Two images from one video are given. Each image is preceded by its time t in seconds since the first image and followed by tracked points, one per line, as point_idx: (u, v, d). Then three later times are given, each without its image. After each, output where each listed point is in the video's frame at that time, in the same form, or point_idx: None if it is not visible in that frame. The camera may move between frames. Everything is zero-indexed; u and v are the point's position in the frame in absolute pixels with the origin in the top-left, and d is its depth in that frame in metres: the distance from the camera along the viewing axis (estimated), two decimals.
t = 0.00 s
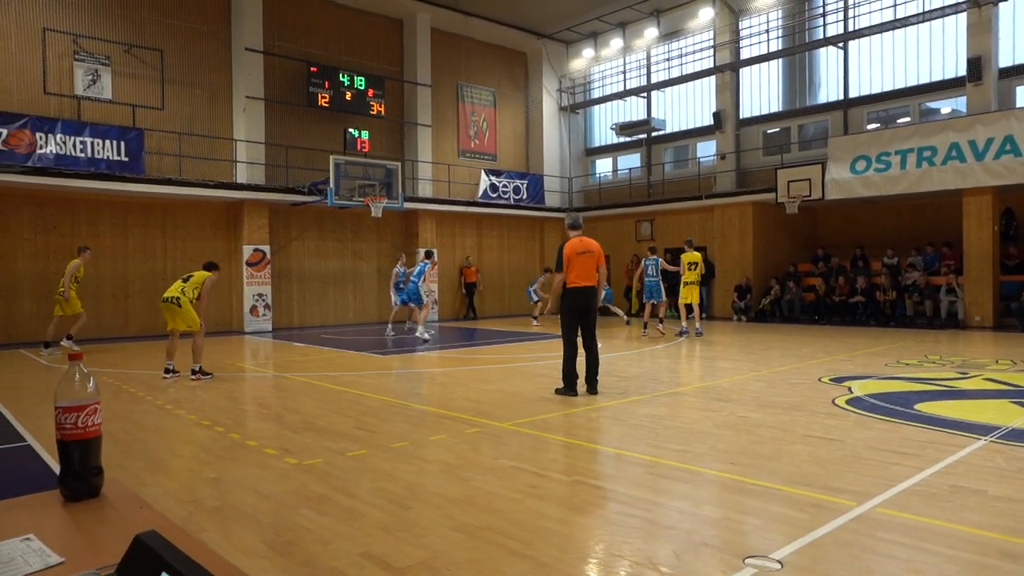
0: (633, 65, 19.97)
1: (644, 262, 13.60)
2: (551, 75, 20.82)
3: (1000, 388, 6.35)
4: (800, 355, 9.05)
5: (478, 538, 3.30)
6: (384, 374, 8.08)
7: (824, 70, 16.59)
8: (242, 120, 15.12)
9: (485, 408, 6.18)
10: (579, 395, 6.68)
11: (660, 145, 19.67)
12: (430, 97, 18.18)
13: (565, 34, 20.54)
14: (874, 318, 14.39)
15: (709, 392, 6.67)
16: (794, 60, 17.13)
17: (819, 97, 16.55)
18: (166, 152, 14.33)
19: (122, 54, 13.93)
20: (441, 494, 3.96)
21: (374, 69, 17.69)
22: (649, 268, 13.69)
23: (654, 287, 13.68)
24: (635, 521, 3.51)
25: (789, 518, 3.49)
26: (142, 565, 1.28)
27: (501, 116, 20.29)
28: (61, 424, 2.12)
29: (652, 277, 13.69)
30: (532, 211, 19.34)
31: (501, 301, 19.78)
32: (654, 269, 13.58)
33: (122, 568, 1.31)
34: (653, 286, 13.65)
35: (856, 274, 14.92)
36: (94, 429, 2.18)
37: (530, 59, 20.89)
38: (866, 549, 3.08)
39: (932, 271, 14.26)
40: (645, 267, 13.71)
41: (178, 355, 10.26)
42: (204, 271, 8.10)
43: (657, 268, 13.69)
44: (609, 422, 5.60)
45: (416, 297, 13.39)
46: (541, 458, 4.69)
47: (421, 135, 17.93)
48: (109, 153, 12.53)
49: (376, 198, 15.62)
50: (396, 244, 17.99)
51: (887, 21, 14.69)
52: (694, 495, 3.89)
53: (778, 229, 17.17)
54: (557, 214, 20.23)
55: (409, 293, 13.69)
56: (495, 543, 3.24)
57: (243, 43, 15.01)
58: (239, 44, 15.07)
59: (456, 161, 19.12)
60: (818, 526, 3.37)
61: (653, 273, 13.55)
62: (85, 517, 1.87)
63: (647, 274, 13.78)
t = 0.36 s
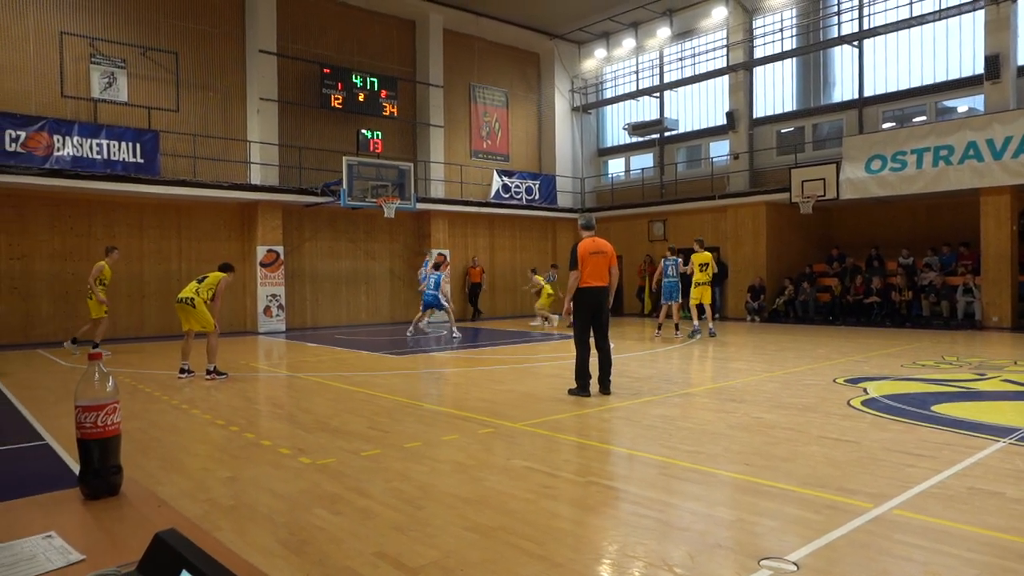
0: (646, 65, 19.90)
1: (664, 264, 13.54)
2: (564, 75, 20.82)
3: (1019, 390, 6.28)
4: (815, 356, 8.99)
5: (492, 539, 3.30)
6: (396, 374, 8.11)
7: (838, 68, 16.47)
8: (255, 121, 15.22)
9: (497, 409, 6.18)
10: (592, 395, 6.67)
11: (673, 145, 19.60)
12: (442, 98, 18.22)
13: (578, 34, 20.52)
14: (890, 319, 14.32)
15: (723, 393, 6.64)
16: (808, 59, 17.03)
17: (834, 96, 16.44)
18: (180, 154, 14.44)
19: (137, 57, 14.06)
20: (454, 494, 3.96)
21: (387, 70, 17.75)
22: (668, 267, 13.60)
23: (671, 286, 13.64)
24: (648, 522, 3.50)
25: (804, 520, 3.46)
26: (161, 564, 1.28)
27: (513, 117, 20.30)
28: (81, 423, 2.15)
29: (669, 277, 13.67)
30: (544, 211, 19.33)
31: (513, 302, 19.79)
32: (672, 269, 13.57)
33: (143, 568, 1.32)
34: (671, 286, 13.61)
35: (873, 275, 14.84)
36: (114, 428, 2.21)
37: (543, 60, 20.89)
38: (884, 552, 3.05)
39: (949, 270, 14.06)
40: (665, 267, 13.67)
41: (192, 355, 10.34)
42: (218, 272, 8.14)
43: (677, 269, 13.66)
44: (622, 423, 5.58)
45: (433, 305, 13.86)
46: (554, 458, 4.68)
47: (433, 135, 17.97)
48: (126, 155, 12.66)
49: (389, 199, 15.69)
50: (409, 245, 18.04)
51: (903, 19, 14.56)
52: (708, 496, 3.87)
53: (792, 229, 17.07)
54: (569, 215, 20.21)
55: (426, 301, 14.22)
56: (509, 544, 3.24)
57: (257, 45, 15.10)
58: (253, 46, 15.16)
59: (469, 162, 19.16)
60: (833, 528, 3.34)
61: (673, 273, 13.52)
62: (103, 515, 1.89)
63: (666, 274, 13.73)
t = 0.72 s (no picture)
0: (653, 64, 19.86)
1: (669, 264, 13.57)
2: (570, 76, 20.82)
3: None
4: (823, 356, 8.94)
5: (498, 539, 3.30)
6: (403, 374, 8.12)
7: (846, 67, 16.39)
8: (262, 122, 15.27)
9: (504, 409, 6.19)
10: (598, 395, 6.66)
11: (680, 144, 19.55)
12: (449, 99, 18.23)
13: (585, 34, 20.52)
14: (899, 319, 14.25)
15: (730, 393, 6.62)
16: (816, 58, 16.95)
17: (841, 95, 16.37)
18: (189, 155, 14.50)
19: (146, 58, 14.13)
20: (461, 495, 3.96)
21: (394, 71, 17.78)
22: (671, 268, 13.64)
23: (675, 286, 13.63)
24: (656, 523, 3.49)
25: (812, 521, 3.45)
26: (169, 565, 1.27)
27: (519, 117, 20.30)
28: (90, 423, 2.15)
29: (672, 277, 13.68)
30: (551, 211, 19.32)
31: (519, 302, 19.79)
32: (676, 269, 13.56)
33: (151, 568, 1.32)
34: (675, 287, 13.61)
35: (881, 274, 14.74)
36: (123, 428, 2.22)
37: (550, 60, 20.89)
38: (894, 554, 3.03)
39: (958, 270, 14.00)
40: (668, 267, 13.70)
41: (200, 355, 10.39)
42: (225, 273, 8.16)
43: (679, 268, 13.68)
44: (629, 423, 5.58)
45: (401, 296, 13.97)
46: (561, 458, 4.68)
47: (440, 135, 17.99)
48: (134, 155, 12.73)
49: (396, 199, 15.72)
50: (416, 245, 18.07)
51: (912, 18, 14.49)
52: (716, 497, 3.86)
53: (800, 229, 17.00)
54: (576, 215, 20.19)
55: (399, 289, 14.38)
56: (516, 544, 3.23)
57: (265, 46, 15.16)
58: (260, 47, 15.22)
59: (475, 162, 19.18)
60: (842, 529, 3.33)
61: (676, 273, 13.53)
62: (113, 516, 1.89)
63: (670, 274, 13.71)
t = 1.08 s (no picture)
0: (660, 65, 19.80)
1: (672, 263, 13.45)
2: (578, 76, 20.82)
3: None
4: (832, 357, 8.90)
5: (506, 541, 3.30)
6: (410, 375, 8.13)
7: (855, 67, 16.30)
8: (271, 123, 15.32)
9: (512, 410, 6.18)
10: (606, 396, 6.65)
11: (688, 145, 19.50)
12: (457, 100, 18.26)
13: (592, 34, 20.51)
14: (909, 319, 14.22)
15: (739, 394, 6.60)
16: (825, 58, 16.87)
17: (850, 95, 16.29)
18: (198, 156, 14.57)
19: (155, 60, 14.20)
20: (469, 496, 3.96)
21: (401, 72, 17.81)
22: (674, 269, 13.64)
23: (678, 287, 13.63)
24: (665, 524, 3.48)
25: (822, 523, 3.43)
26: (178, 566, 1.28)
27: (527, 118, 20.30)
28: (99, 424, 2.16)
29: (676, 277, 13.64)
30: (558, 212, 19.30)
31: (527, 303, 19.79)
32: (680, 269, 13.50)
33: (160, 569, 1.32)
34: (678, 286, 13.59)
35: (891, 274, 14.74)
36: (132, 429, 2.23)
37: (557, 60, 20.88)
38: (904, 557, 3.01)
39: (969, 271, 13.90)
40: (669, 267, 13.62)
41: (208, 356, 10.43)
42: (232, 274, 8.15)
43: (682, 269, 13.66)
44: (638, 425, 5.57)
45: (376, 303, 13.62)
46: (569, 459, 4.67)
47: (447, 136, 18.02)
48: (144, 157, 12.81)
49: (403, 201, 15.76)
50: (423, 246, 18.09)
51: (921, 17, 14.41)
52: (725, 499, 3.85)
53: (809, 229, 16.93)
54: (584, 216, 20.15)
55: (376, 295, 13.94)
56: (524, 546, 3.23)
57: (273, 48, 15.22)
58: (268, 49, 15.28)
59: (483, 163, 19.20)
60: (853, 532, 3.31)
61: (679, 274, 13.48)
62: (122, 516, 1.90)
63: (672, 275, 13.68)
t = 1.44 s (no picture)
0: (664, 65, 19.77)
1: (677, 263, 13.43)
2: (581, 77, 20.86)
3: None
4: (838, 357, 8.87)
5: (510, 542, 3.29)
6: (415, 377, 8.13)
7: (859, 65, 16.24)
8: (275, 126, 15.37)
9: (517, 411, 6.18)
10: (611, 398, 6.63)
11: (691, 145, 19.47)
12: (460, 101, 18.27)
13: (595, 35, 20.52)
14: (915, 319, 14.16)
15: (744, 395, 6.58)
16: (829, 57, 16.83)
17: (855, 94, 16.24)
18: (202, 159, 14.62)
19: (159, 63, 14.25)
20: (474, 498, 3.96)
21: (405, 74, 17.83)
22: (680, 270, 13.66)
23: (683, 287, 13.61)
24: (671, 525, 3.47)
25: (829, 524, 3.41)
26: (183, 567, 1.28)
27: (530, 118, 20.31)
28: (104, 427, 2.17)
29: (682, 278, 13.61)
30: (563, 212, 19.29)
31: (531, 304, 19.79)
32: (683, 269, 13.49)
33: (165, 571, 1.33)
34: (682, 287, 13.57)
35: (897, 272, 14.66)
36: (136, 432, 2.24)
37: (560, 61, 20.87)
38: (911, 557, 2.99)
39: (975, 269, 13.83)
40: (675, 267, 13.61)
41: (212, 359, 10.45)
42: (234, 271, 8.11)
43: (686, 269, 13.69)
44: (642, 426, 5.55)
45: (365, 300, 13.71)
46: (574, 461, 4.66)
47: (451, 138, 18.04)
48: (148, 160, 12.84)
49: (407, 203, 15.79)
50: (427, 247, 18.11)
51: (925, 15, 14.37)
52: (730, 500, 3.83)
53: (814, 229, 16.88)
54: (589, 217, 20.14)
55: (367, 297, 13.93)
56: (528, 547, 3.22)
57: (276, 50, 15.28)
58: (272, 51, 15.33)
59: (487, 164, 19.22)
60: (859, 533, 3.29)
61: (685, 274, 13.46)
62: (127, 519, 1.91)
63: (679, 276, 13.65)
